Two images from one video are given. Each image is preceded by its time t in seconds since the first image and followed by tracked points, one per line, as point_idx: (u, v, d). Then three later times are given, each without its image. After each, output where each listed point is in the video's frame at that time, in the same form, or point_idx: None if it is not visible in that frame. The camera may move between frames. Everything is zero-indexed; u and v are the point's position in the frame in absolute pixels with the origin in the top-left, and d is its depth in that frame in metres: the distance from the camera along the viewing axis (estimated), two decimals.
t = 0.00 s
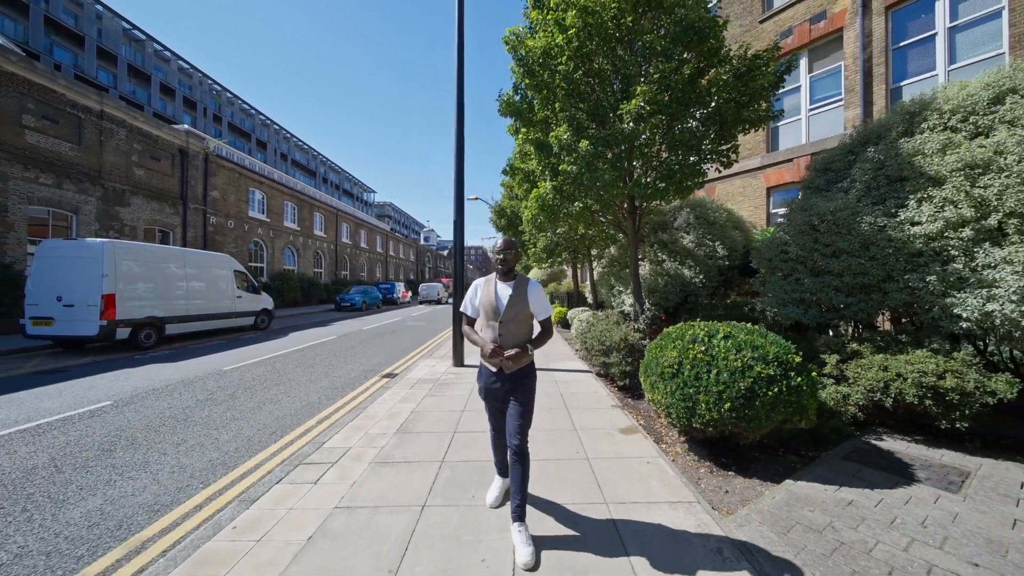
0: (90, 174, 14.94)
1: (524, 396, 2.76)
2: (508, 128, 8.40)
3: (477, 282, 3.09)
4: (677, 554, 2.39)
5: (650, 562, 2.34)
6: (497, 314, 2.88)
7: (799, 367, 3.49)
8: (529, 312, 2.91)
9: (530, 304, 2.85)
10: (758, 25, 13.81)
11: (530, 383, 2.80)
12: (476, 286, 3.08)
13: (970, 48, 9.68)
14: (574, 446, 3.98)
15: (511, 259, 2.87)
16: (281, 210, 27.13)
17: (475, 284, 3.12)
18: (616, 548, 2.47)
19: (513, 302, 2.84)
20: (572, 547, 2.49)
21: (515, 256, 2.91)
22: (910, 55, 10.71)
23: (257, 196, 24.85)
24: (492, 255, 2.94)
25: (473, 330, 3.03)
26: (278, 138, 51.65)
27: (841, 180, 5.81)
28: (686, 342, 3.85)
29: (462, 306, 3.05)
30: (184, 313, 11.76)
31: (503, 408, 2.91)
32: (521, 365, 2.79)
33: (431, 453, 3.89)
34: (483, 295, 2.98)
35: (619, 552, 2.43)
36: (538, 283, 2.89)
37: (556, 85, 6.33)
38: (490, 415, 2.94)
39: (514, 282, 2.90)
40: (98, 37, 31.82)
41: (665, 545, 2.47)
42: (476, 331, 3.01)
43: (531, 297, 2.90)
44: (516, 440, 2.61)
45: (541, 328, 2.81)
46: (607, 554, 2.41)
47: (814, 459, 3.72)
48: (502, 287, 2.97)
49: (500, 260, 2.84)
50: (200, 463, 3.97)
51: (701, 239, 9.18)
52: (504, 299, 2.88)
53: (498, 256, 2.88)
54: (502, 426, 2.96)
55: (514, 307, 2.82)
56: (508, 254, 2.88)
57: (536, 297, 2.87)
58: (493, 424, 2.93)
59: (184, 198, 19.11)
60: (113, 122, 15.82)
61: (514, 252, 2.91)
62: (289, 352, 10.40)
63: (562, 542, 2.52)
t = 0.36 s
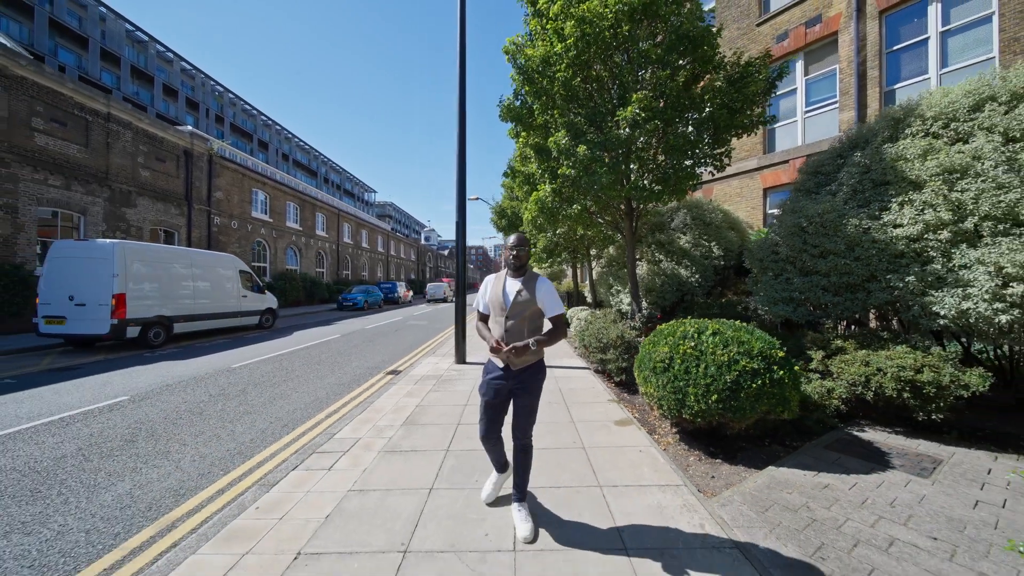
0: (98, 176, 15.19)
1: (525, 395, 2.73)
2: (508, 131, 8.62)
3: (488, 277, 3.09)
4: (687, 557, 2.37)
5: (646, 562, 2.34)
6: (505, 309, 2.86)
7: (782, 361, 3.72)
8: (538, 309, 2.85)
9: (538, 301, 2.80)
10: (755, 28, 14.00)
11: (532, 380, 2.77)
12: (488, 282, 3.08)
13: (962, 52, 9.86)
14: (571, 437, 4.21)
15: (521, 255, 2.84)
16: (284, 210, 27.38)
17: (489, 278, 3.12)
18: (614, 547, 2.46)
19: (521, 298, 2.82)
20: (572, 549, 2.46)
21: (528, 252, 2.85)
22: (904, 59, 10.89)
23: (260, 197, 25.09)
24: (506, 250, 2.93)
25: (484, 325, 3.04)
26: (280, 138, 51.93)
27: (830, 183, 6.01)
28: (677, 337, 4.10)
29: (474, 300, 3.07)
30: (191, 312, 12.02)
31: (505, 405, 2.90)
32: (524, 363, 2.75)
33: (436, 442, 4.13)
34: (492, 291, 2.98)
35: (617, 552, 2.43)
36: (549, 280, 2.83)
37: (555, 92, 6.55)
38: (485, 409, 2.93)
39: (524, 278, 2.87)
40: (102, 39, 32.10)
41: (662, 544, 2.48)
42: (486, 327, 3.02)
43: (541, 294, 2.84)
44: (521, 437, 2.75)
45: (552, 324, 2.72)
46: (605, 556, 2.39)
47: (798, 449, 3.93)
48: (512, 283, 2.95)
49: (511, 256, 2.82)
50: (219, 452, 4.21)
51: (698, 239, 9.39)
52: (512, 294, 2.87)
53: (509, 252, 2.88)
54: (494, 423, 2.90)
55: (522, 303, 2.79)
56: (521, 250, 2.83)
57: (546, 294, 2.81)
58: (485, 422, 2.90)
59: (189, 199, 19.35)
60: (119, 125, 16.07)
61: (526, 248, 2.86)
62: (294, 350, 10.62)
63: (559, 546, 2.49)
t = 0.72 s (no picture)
0: (106, 178, 15.46)
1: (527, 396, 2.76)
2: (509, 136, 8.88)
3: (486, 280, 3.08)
4: (688, 552, 2.43)
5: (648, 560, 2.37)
6: (505, 312, 2.88)
7: (765, 357, 3.98)
8: (537, 311, 2.92)
9: (538, 304, 2.85)
10: (751, 33, 14.26)
11: (535, 383, 2.79)
12: (486, 284, 3.08)
13: (952, 58, 10.08)
14: (568, 429, 4.46)
15: (521, 258, 2.87)
16: (287, 212, 27.66)
17: (487, 281, 3.11)
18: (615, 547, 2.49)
19: (521, 301, 2.84)
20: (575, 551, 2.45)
21: (526, 255, 2.89)
22: (896, 64, 11.11)
23: (263, 198, 25.37)
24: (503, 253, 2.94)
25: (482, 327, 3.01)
26: (281, 140, 52.28)
27: (818, 188, 6.25)
28: (667, 335, 4.37)
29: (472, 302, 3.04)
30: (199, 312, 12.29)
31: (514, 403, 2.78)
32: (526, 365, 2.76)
33: (441, 434, 4.39)
34: (492, 293, 2.98)
35: (617, 550, 2.45)
36: (548, 283, 2.90)
37: (554, 100, 6.81)
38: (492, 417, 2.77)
39: (524, 281, 2.90)
40: (106, 42, 32.41)
41: (659, 540, 2.54)
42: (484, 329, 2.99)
43: (540, 296, 2.90)
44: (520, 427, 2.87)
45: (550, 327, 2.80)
46: (605, 556, 2.41)
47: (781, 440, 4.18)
48: (511, 286, 2.97)
49: (509, 258, 2.84)
50: (236, 443, 4.47)
51: (693, 241, 9.63)
52: (513, 297, 2.88)
53: (508, 254, 2.89)
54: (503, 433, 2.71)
55: (523, 306, 2.83)
56: (519, 253, 2.87)
57: (545, 297, 2.87)
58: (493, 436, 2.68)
59: (194, 201, 19.63)
60: (127, 128, 16.36)
61: (525, 251, 2.90)
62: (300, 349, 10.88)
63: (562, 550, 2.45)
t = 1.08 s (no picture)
0: (113, 179, 15.70)
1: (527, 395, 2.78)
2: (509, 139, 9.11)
3: (470, 280, 2.98)
4: (672, 525, 2.66)
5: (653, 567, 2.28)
6: (496, 313, 2.81)
7: (752, 352, 4.21)
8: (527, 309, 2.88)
9: (528, 302, 2.82)
10: (749, 36, 14.46)
11: (530, 382, 2.78)
12: (471, 285, 2.98)
13: (944, 62, 10.25)
14: (566, 421, 4.68)
15: (507, 257, 2.81)
16: (289, 212, 27.91)
17: (471, 282, 3.00)
18: (617, 552, 2.42)
19: (511, 301, 2.79)
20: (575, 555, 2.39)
21: (510, 253, 2.84)
22: (890, 68, 11.28)
23: (266, 198, 25.60)
24: (487, 252, 2.87)
25: (470, 330, 2.93)
26: (283, 140, 52.54)
27: (808, 191, 6.46)
28: (660, 331, 4.60)
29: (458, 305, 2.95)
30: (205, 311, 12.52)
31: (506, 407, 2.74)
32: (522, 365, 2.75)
33: (445, 426, 4.62)
34: (479, 294, 2.90)
35: (621, 557, 2.37)
36: (535, 280, 2.88)
37: (553, 106, 7.05)
38: (487, 423, 2.67)
39: (511, 280, 2.84)
40: (110, 43, 32.67)
41: (667, 547, 2.44)
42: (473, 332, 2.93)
43: (528, 294, 2.88)
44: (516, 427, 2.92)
45: (538, 324, 2.82)
46: (600, 540, 2.53)
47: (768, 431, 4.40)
48: (498, 285, 2.90)
49: (495, 257, 2.77)
50: (250, 435, 4.71)
51: (690, 241, 9.85)
52: (502, 297, 2.81)
53: (494, 253, 2.81)
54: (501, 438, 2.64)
55: (513, 305, 2.78)
56: (503, 251, 2.82)
57: (534, 295, 2.86)
58: (490, 442, 2.60)
59: (198, 201, 19.86)
60: (133, 130, 16.60)
61: (508, 249, 2.84)
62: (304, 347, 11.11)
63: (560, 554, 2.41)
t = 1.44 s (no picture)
0: (120, 181, 15.96)
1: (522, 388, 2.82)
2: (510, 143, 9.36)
3: (461, 280, 3.03)
4: (660, 504, 2.90)
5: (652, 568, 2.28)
6: (487, 310, 2.86)
7: (740, 348, 4.46)
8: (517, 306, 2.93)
9: (518, 299, 2.87)
10: (745, 40, 14.68)
11: (524, 378, 2.84)
12: (462, 284, 3.04)
13: (936, 66, 10.46)
14: (564, 415, 4.92)
15: (496, 255, 2.85)
16: (292, 212, 28.18)
17: (461, 282, 3.05)
18: (616, 548, 2.45)
19: (502, 298, 2.85)
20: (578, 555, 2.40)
21: (499, 252, 2.88)
22: (883, 72, 11.50)
23: (269, 200, 25.87)
24: (476, 251, 2.90)
25: (463, 329, 2.99)
26: (285, 141, 52.90)
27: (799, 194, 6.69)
28: (653, 328, 4.86)
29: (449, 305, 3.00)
30: (212, 310, 12.75)
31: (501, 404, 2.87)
32: (515, 360, 2.80)
33: (450, 418, 4.87)
34: (470, 293, 2.95)
35: (620, 554, 2.40)
36: (524, 278, 2.94)
37: (552, 112, 7.31)
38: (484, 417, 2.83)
39: (501, 278, 2.91)
40: (115, 45, 33.01)
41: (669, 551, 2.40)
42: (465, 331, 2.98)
43: (518, 291, 2.94)
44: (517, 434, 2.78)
45: (528, 320, 2.88)
46: (593, 518, 2.77)
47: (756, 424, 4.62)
48: (488, 284, 2.94)
49: (484, 257, 2.80)
50: (264, 427, 4.95)
51: (686, 242, 10.09)
52: (492, 296, 2.87)
53: (482, 253, 2.83)
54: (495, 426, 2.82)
55: (504, 303, 2.85)
56: (492, 250, 2.85)
57: (524, 292, 2.92)
58: (487, 433, 2.78)
59: (203, 202, 20.12)
60: (140, 132, 16.87)
61: (497, 248, 2.88)
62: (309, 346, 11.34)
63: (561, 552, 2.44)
